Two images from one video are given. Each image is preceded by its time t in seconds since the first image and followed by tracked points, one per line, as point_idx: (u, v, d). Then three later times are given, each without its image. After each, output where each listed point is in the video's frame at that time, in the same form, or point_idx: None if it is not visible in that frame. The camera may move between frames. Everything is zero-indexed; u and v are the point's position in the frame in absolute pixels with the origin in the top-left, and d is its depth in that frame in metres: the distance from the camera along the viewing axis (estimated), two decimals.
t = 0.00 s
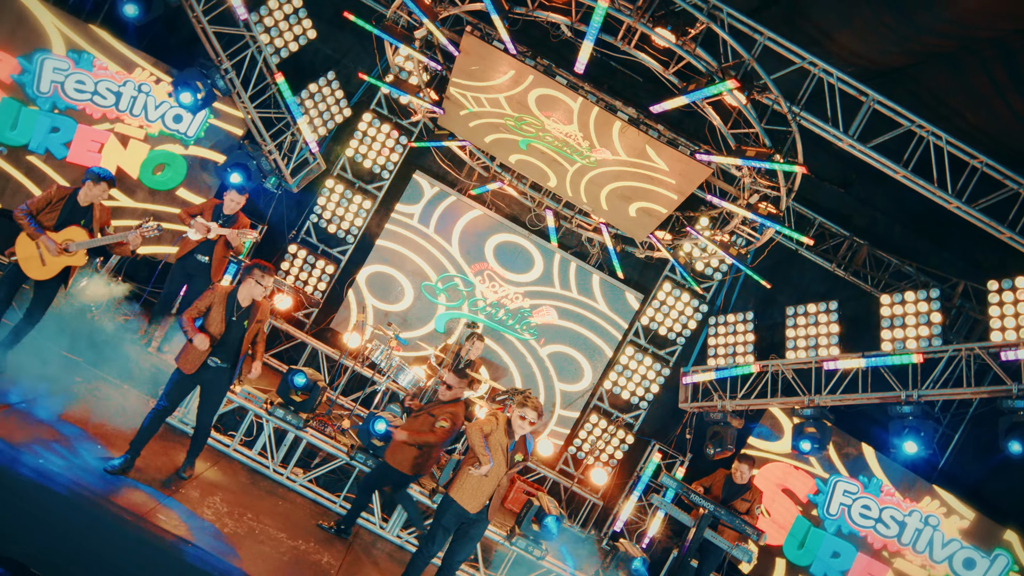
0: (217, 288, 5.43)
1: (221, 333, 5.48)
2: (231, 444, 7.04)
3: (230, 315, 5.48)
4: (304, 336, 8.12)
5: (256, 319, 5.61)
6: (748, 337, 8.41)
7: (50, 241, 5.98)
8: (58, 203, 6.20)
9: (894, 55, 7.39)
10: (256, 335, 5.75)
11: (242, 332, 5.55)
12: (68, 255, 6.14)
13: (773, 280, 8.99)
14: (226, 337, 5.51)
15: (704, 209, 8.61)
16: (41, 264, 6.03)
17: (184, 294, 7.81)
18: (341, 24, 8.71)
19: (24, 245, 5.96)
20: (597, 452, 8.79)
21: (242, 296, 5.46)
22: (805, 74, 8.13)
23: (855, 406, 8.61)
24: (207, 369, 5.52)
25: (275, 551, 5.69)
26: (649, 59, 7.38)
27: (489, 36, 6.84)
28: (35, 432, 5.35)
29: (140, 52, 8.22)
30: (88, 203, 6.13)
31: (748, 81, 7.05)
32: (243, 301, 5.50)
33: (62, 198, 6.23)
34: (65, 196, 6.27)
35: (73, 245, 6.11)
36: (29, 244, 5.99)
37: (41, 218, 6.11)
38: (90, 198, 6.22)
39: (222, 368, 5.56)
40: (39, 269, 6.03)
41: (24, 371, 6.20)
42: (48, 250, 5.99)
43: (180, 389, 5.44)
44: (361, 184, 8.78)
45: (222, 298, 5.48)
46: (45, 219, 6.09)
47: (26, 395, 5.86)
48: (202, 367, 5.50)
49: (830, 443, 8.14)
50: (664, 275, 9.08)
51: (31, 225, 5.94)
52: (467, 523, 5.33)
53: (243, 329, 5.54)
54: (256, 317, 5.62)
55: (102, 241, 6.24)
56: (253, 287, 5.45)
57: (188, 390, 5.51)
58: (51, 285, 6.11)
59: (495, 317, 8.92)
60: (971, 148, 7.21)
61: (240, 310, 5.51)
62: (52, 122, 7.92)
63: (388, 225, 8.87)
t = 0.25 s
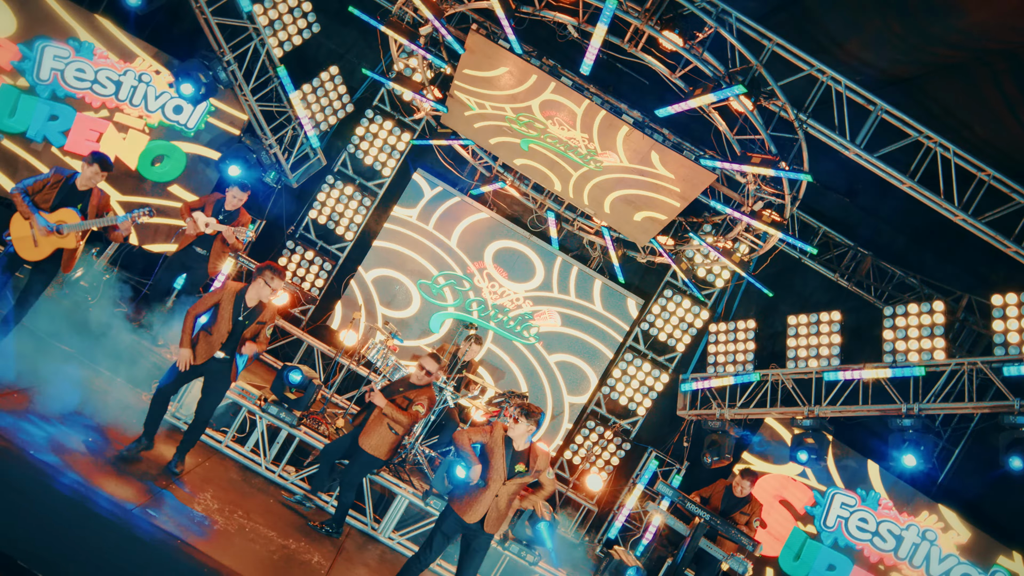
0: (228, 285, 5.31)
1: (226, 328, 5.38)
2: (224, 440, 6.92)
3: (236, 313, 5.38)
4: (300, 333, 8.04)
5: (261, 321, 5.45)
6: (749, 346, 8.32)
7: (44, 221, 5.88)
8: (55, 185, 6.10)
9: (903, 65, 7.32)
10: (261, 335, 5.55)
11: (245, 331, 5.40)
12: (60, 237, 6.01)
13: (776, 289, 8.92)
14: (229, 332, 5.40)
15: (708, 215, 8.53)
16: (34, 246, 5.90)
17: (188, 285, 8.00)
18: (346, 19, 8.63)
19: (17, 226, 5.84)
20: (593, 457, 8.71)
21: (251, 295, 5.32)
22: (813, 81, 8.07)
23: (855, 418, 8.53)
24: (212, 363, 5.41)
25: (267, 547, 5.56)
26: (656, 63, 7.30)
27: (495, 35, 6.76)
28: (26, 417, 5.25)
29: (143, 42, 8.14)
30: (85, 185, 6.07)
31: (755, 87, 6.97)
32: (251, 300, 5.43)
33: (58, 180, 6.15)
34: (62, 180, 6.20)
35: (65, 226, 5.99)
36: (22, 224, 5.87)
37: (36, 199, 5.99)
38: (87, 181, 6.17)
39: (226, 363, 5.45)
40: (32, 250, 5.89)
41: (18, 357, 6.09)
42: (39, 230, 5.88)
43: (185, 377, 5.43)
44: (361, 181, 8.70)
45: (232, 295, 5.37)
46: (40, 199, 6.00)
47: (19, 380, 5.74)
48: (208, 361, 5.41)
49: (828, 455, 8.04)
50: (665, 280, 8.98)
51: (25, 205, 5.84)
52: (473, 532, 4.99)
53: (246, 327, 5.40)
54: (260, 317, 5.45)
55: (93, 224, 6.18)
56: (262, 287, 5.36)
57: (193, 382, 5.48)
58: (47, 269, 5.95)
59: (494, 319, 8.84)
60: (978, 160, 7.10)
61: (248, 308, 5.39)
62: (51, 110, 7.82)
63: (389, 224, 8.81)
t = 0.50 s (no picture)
0: (221, 274, 5.70)
1: (217, 318, 5.62)
2: (219, 441, 6.82)
3: (230, 303, 5.67)
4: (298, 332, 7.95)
5: (255, 312, 5.75)
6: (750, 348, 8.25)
7: (23, 217, 5.89)
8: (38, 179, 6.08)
9: (908, 65, 7.24)
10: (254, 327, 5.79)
11: (237, 321, 5.68)
12: (43, 231, 6.02)
13: (778, 291, 8.84)
14: (220, 322, 5.62)
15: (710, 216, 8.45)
16: (18, 240, 5.96)
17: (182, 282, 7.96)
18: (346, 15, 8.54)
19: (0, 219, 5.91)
20: (592, 460, 8.63)
21: (245, 284, 5.72)
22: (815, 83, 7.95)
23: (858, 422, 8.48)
24: (202, 356, 5.54)
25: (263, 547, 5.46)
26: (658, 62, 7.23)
27: (496, 33, 6.69)
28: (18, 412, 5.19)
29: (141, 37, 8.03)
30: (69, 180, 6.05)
31: (759, 87, 6.89)
32: (245, 290, 5.74)
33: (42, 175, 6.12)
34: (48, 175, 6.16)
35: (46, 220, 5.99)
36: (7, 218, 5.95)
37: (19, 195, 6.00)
38: (73, 174, 6.14)
39: (214, 357, 5.58)
40: (16, 245, 5.96)
41: (11, 355, 6.03)
42: (21, 224, 5.90)
43: (183, 373, 5.52)
44: (360, 180, 8.63)
45: (225, 286, 5.71)
46: (24, 193, 6.00)
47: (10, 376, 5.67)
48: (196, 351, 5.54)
49: (830, 458, 7.99)
50: (666, 281, 8.90)
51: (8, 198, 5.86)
52: (505, 554, 5.10)
53: (240, 317, 5.69)
54: (254, 309, 5.76)
55: (72, 218, 6.13)
56: (258, 278, 5.72)
57: (188, 379, 5.55)
58: (37, 263, 6.02)
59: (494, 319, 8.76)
60: (983, 162, 7.01)
61: (241, 299, 5.73)
62: (45, 106, 7.77)
63: (388, 223, 8.74)
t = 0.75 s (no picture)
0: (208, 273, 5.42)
1: (207, 317, 5.42)
2: (219, 448, 6.72)
3: (217, 302, 5.44)
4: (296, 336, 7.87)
5: (243, 311, 5.48)
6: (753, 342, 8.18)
7: (19, 223, 5.81)
8: (33, 185, 5.95)
9: (907, 52, 7.17)
10: (242, 328, 5.55)
11: (226, 321, 5.43)
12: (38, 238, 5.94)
13: (781, 283, 8.77)
14: (209, 322, 5.41)
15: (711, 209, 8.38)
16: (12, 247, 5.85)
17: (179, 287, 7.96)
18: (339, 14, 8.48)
19: None
20: (598, 458, 8.54)
21: (233, 284, 5.42)
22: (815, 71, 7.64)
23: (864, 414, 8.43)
24: (191, 355, 5.36)
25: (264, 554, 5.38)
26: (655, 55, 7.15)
27: (491, 29, 6.60)
28: (14, 421, 5.11)
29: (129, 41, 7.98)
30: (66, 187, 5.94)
31: (756, 78, 6.82)
32: (232, 289, 5.46)
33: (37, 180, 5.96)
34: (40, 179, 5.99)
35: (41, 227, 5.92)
36: None
37: (15, 200, 5.87)
38: (67, 181, 6.02)
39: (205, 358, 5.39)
40: (9, 252, 5.84)
41: (6, 364, 5.95)
42: (16, 229, 5.81)
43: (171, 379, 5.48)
44: (355, 180, 8.53)
45: (212, 285, 5.49)
46: (18, 199, 5.88)
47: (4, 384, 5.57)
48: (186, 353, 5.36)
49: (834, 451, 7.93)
50: (668, 276, 8.83)
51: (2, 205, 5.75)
52: (542, 550, 5.27)
53: (227, 317, 5.43)
54: (242, 309, 5.49)
55: (70, 224, 6.07)
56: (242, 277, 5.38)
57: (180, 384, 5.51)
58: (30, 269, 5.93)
59: (494, 318, 8.70)
60: (986, 149, 6.94)
61: (229, 298, 5.47)
62: (29, 109, 7.66)
63: (384, 223, 8.65)
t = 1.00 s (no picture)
0: (203, 287, 5.30)
1: (201, 334, 5.27)
2: (227, 462, 6.66)
3: (213, 316, 5.32)
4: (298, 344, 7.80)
5: (241, 325, 5.39)
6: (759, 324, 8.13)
7: (21, 256, 5.48)
8: (28, 214, 5.66)
9: (897, 22, 7.09)
10: (240, 342, 5.44)
11: (222, 335, 5.31)
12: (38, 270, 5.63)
13: (783, 263, 8.71)
14: (205, 337, 5.29)
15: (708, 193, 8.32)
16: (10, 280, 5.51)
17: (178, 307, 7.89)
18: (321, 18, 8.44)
19: None
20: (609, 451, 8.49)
21: (228, 297, 5.28)
22: (805, 47, 7.71)
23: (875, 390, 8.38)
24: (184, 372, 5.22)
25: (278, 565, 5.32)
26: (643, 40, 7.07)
27: (475, 24, 6.52)
28: (18, 445, 5.01)
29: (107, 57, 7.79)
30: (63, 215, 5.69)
31: (747, 58, 6.71)
32: (230, 302, 5.34)
33: (32, 209, 5.71)
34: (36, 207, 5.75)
35: (43, 259, 5.61)
36: None
37: (11, 231, 5.56)
38: (65, 209, 5.78)
39: (202, 371, 5.27)
40: (6, 285, 5.50)
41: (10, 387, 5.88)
42: (17, 263, 5.48)
43: (163, 392, 5.28)
44: (349, 184, 8.48)
45: (207, 299, 5.36)
46: (13, 231, 5.58)
47: (6, 408, 5.47)
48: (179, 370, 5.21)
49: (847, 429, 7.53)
50: (669, 263, 8.78)
51: None
52: (569, 560, 5.27)
53: (226, 332, 5.33)
54: (240, 322, 5.39)
55: (74, 256, 5.74)
56: (241, 290, 5.23)
57: (169, 397, 5.31)
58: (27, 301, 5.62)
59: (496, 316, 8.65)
60: (982, 115, 6.89)
61: (226, 311, 5.37)
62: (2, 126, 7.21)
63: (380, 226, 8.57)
